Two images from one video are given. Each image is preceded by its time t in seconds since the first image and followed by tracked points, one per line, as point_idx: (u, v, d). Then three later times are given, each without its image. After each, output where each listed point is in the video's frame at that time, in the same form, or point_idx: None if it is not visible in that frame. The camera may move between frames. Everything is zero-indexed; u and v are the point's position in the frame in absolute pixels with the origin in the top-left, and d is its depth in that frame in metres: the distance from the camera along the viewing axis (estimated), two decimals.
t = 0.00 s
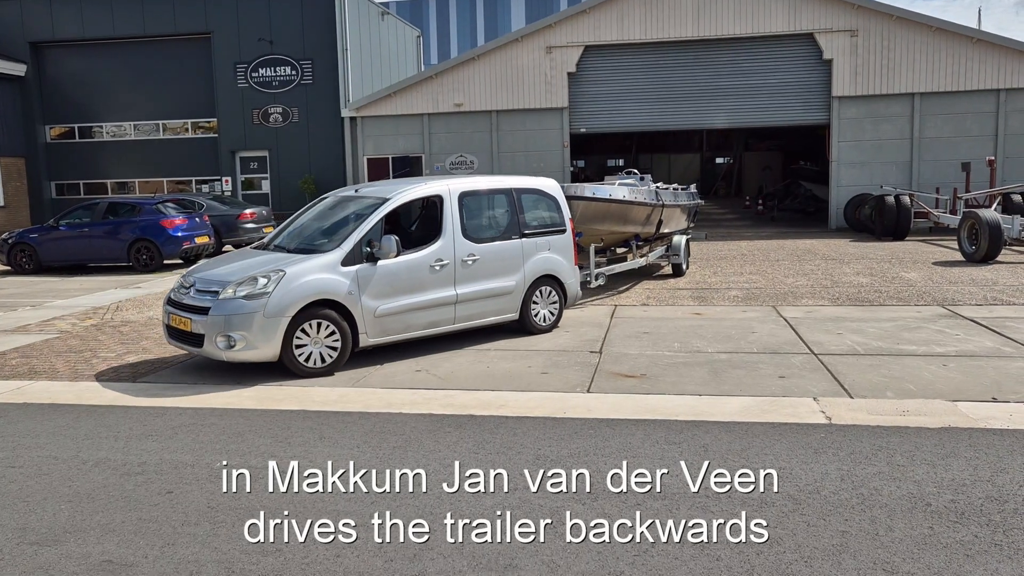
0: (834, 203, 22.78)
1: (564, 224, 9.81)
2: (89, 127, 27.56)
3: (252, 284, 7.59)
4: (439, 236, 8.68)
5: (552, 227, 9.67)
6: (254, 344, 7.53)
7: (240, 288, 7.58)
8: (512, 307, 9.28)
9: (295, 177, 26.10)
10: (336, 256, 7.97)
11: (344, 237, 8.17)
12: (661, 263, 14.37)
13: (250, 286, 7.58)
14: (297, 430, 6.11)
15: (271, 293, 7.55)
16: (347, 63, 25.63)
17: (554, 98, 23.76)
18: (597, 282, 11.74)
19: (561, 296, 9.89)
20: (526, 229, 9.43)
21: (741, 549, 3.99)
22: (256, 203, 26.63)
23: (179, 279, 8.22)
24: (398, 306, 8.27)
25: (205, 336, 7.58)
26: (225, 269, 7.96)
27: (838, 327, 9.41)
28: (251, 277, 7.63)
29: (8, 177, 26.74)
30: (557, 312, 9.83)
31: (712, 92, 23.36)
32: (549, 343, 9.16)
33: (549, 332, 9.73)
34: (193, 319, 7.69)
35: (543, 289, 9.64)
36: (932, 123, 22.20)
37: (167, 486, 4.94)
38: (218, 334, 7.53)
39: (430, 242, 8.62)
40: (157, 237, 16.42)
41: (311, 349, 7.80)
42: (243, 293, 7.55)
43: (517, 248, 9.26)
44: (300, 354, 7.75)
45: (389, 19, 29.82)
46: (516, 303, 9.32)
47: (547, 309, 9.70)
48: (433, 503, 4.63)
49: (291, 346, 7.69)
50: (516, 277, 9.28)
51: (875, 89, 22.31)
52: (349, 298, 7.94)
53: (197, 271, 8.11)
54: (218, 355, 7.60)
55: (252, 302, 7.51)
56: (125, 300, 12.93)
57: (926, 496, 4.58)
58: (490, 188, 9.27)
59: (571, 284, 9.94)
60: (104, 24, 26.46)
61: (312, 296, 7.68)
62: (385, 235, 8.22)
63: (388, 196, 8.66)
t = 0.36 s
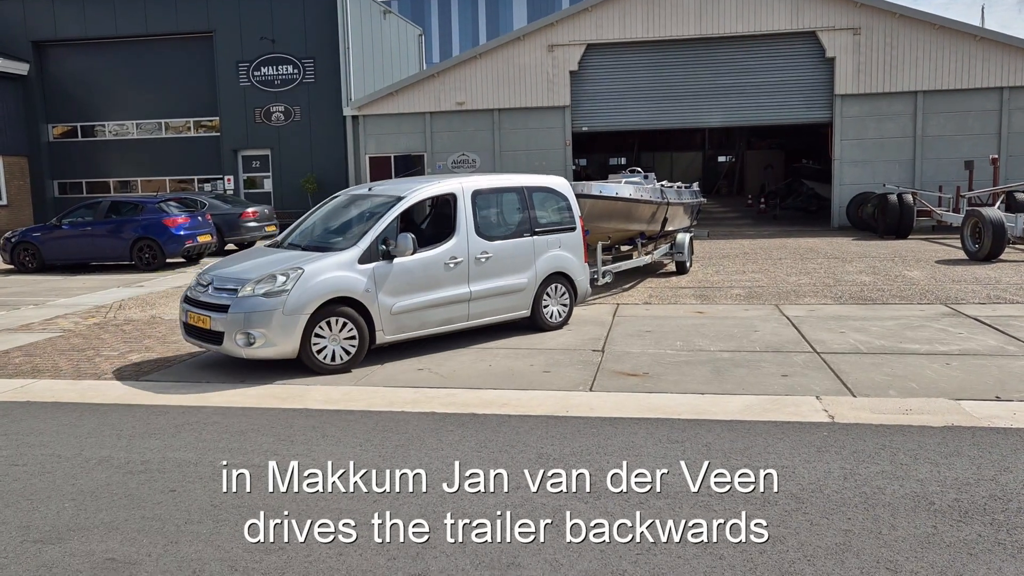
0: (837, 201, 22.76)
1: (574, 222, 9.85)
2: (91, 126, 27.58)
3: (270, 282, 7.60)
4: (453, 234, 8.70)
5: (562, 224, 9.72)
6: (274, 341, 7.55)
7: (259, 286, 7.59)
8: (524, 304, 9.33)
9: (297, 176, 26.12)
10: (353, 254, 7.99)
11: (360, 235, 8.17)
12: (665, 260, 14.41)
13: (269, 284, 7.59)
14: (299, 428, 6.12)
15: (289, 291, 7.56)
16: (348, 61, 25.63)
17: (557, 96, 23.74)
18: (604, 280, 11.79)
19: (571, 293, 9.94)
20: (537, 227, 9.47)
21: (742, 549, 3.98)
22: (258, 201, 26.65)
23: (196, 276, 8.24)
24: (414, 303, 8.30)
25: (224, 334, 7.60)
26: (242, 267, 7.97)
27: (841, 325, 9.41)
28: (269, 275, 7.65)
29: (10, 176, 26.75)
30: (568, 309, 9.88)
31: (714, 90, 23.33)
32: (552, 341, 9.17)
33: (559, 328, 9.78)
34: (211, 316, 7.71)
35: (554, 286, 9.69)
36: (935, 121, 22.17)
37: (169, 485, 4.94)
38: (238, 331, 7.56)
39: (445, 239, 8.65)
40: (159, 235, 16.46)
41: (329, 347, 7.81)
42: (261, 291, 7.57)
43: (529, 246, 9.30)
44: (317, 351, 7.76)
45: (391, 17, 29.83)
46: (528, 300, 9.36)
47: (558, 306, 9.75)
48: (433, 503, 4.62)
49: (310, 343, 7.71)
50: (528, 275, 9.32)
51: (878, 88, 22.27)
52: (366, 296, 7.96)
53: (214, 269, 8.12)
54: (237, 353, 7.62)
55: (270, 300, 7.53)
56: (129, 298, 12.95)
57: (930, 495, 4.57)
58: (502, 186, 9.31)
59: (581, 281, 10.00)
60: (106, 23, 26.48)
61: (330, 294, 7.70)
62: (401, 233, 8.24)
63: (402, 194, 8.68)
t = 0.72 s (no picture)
0: (841, 200, 22.72)
1: (587, 221, 9.94)
2: (96, 126, 27.65)
3: (294, 280, 7.64)
4: (471, 232, 8.77)
5: (575, 223, 9.81)
6: (298, 338, 7.59)
7: (282, 283, 7.63)
8: (539, 301, 9.38)
9: (300, 175, 26.15)
10: (375, 252, 8.05)
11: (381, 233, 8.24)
12: (670, 259, 14.43)
13: (292, 281, 7.63)
14: (304, 427, 6.14)
15: (313, 289, 7.61)
16: (352, 61, 25.64)
17: (561, 95, 23.74)
18: (614, 278, 11.77)
19: (585, 291, 10.01)
20: (551, 226, 9.56)
21: (744, 549, 3.98)
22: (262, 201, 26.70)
23: (217, 274, 8.27)
24: (433, 301, 8.35)
25: (248, 331, 7.63)
26: (264, 265, 8.01)
27: (845, 325, 9.40)
28: (292, 273, 7.68)
29: (16, 176, 26.82)
30: (581, 307, 9.94)
31: (719, 89, 23.30)
32: (558, 339, 9.19)
33: (573, 326, 9.84)
34: (235, 314, 7.74)
35: (568, 284, 9.76)
36: (940, 120, 22.11)
37: (173, 484, 4.96)
38: (262, 329, 7.58)
39: (462, 237, 8.71)
40: (164, 234, 16.53)
41: (352, 344, 7.86)
42: (285, 289, 7.61)
43: (544, 244, 9.38)
44: (340, 348, 7.81)
45: (395, 17, 29.86)
46: (544, 297, 9.43)
47: (572, 303, 9.81)
48: (434, 502, 4.62)
49: (333, 341, 7.75)
50: (543, 273, 9.39)
51: (883, 86, 22.23)
52: (388, 293, 8.01)
53: (235, 268, 8.15)
54: (261, 350, 7.64)
55: (295, 298, 7.57)
56: (134, 297, 12.99)
57: (934, 495, 4.56)
58: (517, 184, 9.39)
59: (595, 279, 10.07)
60: (110, 23, 26.54)
61: (353, 291, 7.76)
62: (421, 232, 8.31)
63: (420, 193, 8.75)
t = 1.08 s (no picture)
0: (846, 200, 22.68)
1: (597, 220, 10.05)
2: (102, 126, 27.72)
3: (315, 279, 7.67)
4: (487, 231, 8.85)
5: (586, 223, 9.91)
6: (320, 337, 7.62)
7: (303, 282, 7.66)
8: (553, 300, 9.46)
9: (305, 175, 26.19)
10: (394, 251, 8.10)
11: (399, 233, 8.30)
12: (676, 258, 14.45)
13: (313, 281, 7.66)
14: (309, 426, 6.15)
15: (335, 288, 7.65)
16: (357, 61, 25.65)
17: (565, 95, 23.74)
18: (622, 276, 11.74)
19: (596, 290, 10.10)
20: (563, 226, 9.65)
21: (747, 549, 3.97)
22: (267, 201, 26.75)
23: (236, 273, 8.29)
24: (451, 299, 8.42)
25: (270, 330, 7.65)
26: (284, 265, 8.04)
27: (851, 325, 9.39)
28: (313, 272, 7.72)
29: (22, 176, 26.91)
30: (593, 305, 10.04)
31: (724, 89, 23.27)
32: (564, 339, 9.19)
33: (586, 324, 9.91)
34: (257, 312, 7.76)
35: (580, 283, 9.86)
36: (946, 119, 22.05)
37: (179, 483, 4.97)
38: (284, 328, 7.61)
39: (479, 237, 8.79)
40: (169, 235, 16.57)
41: (373, 343, 7.92)
42: (307, 287, 7.64)
43: (557, 243, 9.48)
44: (361, 347, 7.87)
45: (400, 17, 29.90)
46: (557, 296, 9.52)
47: (584, 302, 9.90)
48: (437, 503, 4.62)
49: (355, 340, 7.80)
50: (556, 272, 9.48)
51: (889, 86, 22.17)
52: (407, 292, 8.07)
53: (255, 267, 8.18)
54: (283, 348, 7.67)
55: (317, 296, 7.60)
56: (139, 297, 13.02)
57: (940, 495, 4.56)
58: (530, 184, 9.48)
59: (606, 279, 10.16)
60: (116, 23, 26.61)
61: (374, 290, 7.81)
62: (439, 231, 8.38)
63: (436, 194, 8.82)
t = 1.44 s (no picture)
0: (853, 200, 22.64)
1: (610, 220, 10.07)
2: (109, 127, 27.81)
3: (335, 278, 7.72)
4: (502, 231, 8.88)
5: (599, 222, 9.94)
6: (340, 335, 7.67)
7: (323, 281, 7.70)
8: (567, 300, 9.50)
9: (310, 175, 26.24)
10: (412, 250, 8.15)
11: (416, 233, 8.34)
12: (683, 258, 14.45)
13: (333, 280, 7.71)
14: (315, 426, 6.16)
15: (354, 287, 7.70)
16: (363, 61, 25.67)
17: (571, 96, 23.73)
18: (632, 276, 11.73)
19: (609, 289, 10.13)
20: (577, 225, 9.68)
21: (751, 550, 3.97)
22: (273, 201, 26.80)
23: (253, 273, 8.33)
24: (467, 299, 8.47)
25: (290, 328, 7.69)
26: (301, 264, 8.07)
27: (857, 325, 9.36)
28: (333, 271, 7.76)
29: (29, 176, 27.03)
30: (606, 305, 10.07)
31: (730, 89, 23.24)
32: (571, 339, 9.20)
33: (598, 323, 9.96)
34: (277, 311, 7.80)
35: (593, 282, 9.89)
36: (953, 120, 21.99)
37: (186, 483, 4.98)
38: (305, 326, 7.65)
39: (494, 236, 8.83)
40: (176, 235, 16.62)
41: (392, 341, 7.98)
42: (327, 287, 7.68)
43: (571, 243, 9.51)
44: (379, 345, 7.92)
45: (405, 17, 29.93)
46: (571, 295, 9.54)
47: (598, 301, 9.93)
48: (442, 503, 4.63)
49: (374, 338, 7.86)
50: (570, 272, 9.51)
51: (895, 86, 22.12)
52: (425, 291, 8.12)
53: (273, 266, 8.21)
54: (304, 347, 7.71)
55: (337, 295, 7.65)
56: (145, 297, 13.06)
57: (946, 496, 4.55)
58: (544, 184, 9.50)
59: (618, 278, 10.20)
60: (122, 24, 26.70)
61: (393, 288, 7.86)
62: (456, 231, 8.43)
63: (452, 193, 8.84)
